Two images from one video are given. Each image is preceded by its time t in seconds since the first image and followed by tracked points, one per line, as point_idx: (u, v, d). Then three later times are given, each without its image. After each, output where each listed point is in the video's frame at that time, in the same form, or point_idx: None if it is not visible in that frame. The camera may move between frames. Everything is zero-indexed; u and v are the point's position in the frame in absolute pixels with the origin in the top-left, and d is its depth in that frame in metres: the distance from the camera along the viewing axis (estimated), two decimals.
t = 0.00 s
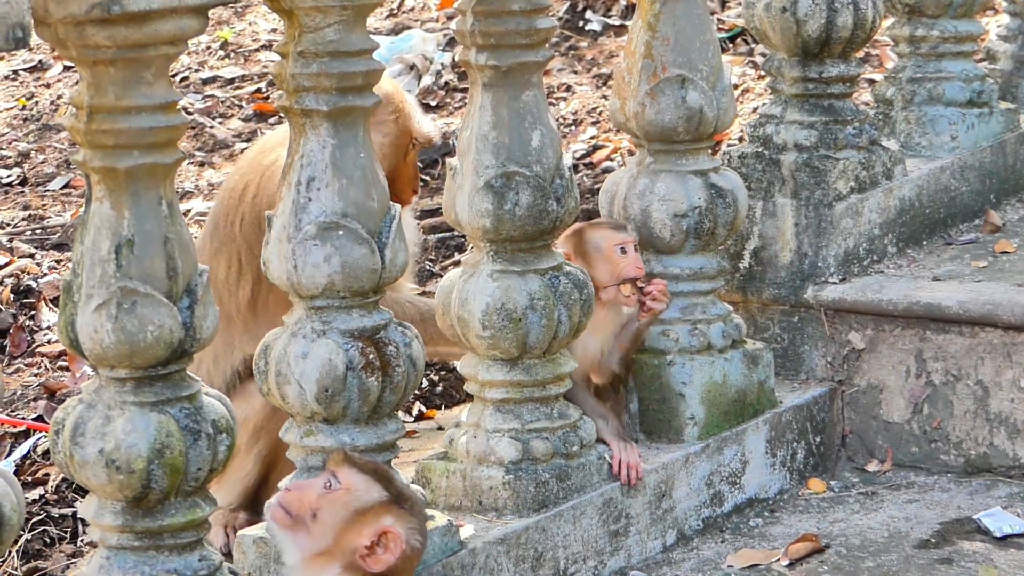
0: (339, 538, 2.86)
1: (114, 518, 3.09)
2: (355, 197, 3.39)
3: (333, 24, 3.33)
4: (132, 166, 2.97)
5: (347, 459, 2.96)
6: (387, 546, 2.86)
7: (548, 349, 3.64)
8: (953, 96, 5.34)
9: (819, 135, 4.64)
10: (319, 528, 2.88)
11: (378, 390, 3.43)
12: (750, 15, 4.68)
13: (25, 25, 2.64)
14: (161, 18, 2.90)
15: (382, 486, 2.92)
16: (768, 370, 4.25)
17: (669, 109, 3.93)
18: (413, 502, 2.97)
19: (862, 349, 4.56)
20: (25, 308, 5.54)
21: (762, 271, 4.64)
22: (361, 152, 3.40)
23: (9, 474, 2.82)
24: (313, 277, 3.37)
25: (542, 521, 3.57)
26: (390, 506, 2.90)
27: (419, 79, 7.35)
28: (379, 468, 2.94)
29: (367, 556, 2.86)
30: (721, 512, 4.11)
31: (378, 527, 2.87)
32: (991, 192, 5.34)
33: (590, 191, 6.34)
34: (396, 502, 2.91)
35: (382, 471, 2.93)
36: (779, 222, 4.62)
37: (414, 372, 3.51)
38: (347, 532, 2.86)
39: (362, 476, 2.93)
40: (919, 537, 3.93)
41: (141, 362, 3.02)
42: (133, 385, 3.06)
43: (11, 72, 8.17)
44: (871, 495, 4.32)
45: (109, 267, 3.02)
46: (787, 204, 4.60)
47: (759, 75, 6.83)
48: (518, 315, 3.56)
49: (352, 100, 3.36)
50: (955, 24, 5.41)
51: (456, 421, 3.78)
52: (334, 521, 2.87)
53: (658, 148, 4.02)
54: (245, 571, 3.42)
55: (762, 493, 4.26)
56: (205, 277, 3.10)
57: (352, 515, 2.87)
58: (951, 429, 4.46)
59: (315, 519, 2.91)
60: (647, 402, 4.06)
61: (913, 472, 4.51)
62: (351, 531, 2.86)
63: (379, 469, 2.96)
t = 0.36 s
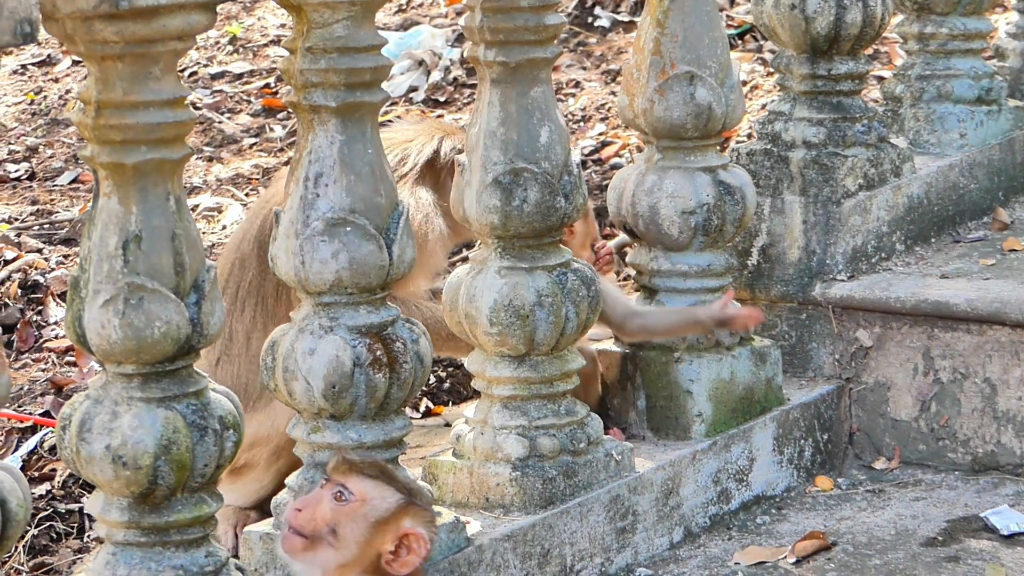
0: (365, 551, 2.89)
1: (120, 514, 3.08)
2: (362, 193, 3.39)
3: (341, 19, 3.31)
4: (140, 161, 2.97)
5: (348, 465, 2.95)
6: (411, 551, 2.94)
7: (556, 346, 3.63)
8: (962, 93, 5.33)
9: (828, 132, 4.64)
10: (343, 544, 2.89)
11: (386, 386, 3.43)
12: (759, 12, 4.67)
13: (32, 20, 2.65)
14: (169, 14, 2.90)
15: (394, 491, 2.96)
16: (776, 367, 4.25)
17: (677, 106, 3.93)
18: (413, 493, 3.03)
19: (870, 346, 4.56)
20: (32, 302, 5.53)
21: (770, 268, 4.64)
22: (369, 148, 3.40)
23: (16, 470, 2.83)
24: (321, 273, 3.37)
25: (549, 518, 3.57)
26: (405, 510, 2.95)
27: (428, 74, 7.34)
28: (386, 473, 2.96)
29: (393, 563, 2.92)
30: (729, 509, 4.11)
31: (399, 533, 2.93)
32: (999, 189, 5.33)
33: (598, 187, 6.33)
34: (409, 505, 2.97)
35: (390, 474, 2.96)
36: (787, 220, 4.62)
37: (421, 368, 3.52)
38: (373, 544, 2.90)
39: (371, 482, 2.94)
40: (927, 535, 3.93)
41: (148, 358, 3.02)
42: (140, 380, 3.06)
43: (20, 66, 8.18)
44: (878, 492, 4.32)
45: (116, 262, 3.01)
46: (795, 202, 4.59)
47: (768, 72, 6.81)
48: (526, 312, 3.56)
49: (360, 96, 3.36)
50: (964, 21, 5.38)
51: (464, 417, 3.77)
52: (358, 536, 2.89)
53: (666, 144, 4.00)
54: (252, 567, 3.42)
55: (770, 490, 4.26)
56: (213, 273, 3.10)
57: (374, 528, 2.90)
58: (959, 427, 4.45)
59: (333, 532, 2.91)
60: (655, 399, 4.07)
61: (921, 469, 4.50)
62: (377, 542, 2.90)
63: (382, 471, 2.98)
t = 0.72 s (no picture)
0: (370, 555, 2.84)
1: (128, 507, 3.08)
2: (370, 186, 3.39)
3: (349, 13, 3.32)
4: (148, 155, 2.97)
5: (328, 474, 2.87)
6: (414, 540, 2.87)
7: (563, 338, 3.63)
8: (969, 85, 5.33)
9: (835, 124, 4.64)
10: (347, 554, 2.83)
11: (393, 379, 3.43)
12: (766, 5, 4.66)
13: (39, 14, 2.65)
14: (176, 8, 2.90)
15: (381, 486, 2.88)
16: (784, 359, 4.25)
17: (685, 99, 3.92)
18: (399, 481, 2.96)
19: (877, 338, 4.56)
20: (39, 297, 5.51)
21: (777, 260, 4.64)
22: (376, 141, 3.40)
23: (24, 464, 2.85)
24: (328, 267, 3.37)
25: (557, 511, 3.57)
26: (397, 501, 2.89)
27: (434, 68, 7.33)
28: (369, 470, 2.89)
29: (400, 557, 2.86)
30: (736, 502, 4.11)
31: (397, 525, 2.86)
32: (1007, 180, 5.33)
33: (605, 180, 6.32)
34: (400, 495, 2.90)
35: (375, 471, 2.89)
36: (795, 212, 4.61)
37: (428, 361, 3.52)
38: (376, 545, 2.84)
39: (356, 485, 2.86)
40: (935, 527, 3.93)
41: (156, 352, 3.02)
42: (148, 374, 3.06)
43: (25, 61, 8.14)
44: (886, 484, 4.32)
45: (124, 256, 3.01)
46: (802, 193, 4.59)
47: (774, 64, 6.80)
48: (533, 304, 3.56)
49: (367, 89, 3.36)
50: (971, 13, 5.40)
51: (471, 410, 3.77)
52: (360, 542, 2.83)
53: (673, 137, 4.01)
54: (260, 560, 3.42)
55: (777, 482, 4.27)
56: (220, 266, 3.10)
57: (374, 529, 2.84)
58: (966, 419, 4.45)
59: (333, 545, 2.84)
60: (662, 391, 4.06)
61: (929, 461, 4.50)
62: (379, 542, 2.84)
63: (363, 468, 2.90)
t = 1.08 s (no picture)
0: (371, 554, 2.83)
1: (140, 503, 3.08)
2: (381, 181, 3.39)
3: (360, 9, 3.32)
4: (160, 150, 2.97)
5: (322, 477, 2.84)
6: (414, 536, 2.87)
7: (574, 334, 3.63)
8: (980, 81, 5.32)
9: (846, 120, 4.64)
10: (348, 556, 2.83)
11: (405, 375, 3.43)
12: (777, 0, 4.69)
13: (52, 9, 2.65)
14: (188, 4, 2.90)
15: (377, 485, 2.87)
16: (795, 355, 4.24)
17: (696, 94, 3.93)
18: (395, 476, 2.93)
19: (888, 334, 4.56)
20: (51, 292, 5.49)
21: (789, 256, 4.65)
22: (387, 137, 3.40)
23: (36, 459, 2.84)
24: (340, 262, 3.37)
25: (568, 507, 3.57)
26: (393, 498, 2.87)
27: (444, 63, 7.29)
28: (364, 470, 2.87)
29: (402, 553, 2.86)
30: (748, 498, 4.11)
31: (396, 522, 2.85)
32: (1018, 176, 5.32)
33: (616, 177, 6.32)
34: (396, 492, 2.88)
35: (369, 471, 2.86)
36: (806, 208, 4.62)
37: (439, 357, 3.52)
38: (377, 544, 2.84)
39: (351, 487, 2.84)
40: (946, 523, 3.93)
41: (168, 347, 3.02)
42: (160, 369, 3.06)
43: (36, 55, 8.13)
44: (897, 481, 4.31)
45: (136, 251, 3.01)
46: (813, 189, 4.60)
47: (785, 60, 6.76)
48: (545, 300, 3.56)
49: (379, 85, 3.37)
50: (982, 9, 5.42)
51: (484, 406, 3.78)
52: (360, 543, 2.82)
53: (684, 132, 4.01)
54: (272, 556, 3.42)
55: (788, 479, 4.26)
56: (232, 261, 3.10)
57: (373, 529, 2.83)
58: (978, 415, 4.44)
59: (334, 547, 2.84)
60: (673, 387, 4.07)
61: (940, 458, 4.49)
62: (379, 540, 2.84)
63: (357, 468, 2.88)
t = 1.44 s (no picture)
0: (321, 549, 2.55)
1: (148, 517, 3.08)
2: (390, 195, 3.38)
3: (369, 22, 3.31)
4: (168, 164, 2.97)
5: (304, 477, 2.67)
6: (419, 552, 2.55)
7: (583, 348, 3.63)
8: (989, 94, 5.33)
9: (855, 133, 4.63)
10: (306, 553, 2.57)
11: (413, 388, 3.43)
12: (786, 13, 4.66)
13: (61, 22, 2.65)
14: (197, 17, 2.89)
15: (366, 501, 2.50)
16: (804, 370, 4.24)
17: (705, 108, 3.93)
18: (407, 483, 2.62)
19: (896, 348, 4.56)
20: (59, 305, 5.51)
21: (797, 270, 4.64)
22: (396, 149, 3.39)
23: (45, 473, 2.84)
24: (348, 276, 3.36)
25: (576, 521, 3.57)
26: (392, 510, 2.53)
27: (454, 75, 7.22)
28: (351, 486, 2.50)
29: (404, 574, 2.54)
30: (756, 512, 4.11)
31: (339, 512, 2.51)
32: None
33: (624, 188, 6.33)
34: (397, 503, 2.54)
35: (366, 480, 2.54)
36: (815, 221, 4.61)
37: (448, 371, 3.51)
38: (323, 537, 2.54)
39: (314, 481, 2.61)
40: (954, 537, 3.92)
41: (177, 361, 3.02)
42: (168, 383, 3.05)
43: (45, 68, 8.23)
44: (906, 495, 4.31)
45: (144, 265, 3.01)
46: (822, 203, 4.59)
47: (794, 73, 6.74)
48: (553, 314, 3.56)
49: (388, 98, 3.35)
50: (991, 22, 5.39)
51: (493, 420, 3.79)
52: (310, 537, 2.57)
53: (693, 146, 4.01)
54: (279, 570, 3.41)
55: (797, 493, 4.26)
56: (241, 276, 3.09)
57: (315, 518, 2.55)
58: (986, 429, 4.45)
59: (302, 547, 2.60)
60: (682, 401, 4.07)
61: (948, 471, 4.49)
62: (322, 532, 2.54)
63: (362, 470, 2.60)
